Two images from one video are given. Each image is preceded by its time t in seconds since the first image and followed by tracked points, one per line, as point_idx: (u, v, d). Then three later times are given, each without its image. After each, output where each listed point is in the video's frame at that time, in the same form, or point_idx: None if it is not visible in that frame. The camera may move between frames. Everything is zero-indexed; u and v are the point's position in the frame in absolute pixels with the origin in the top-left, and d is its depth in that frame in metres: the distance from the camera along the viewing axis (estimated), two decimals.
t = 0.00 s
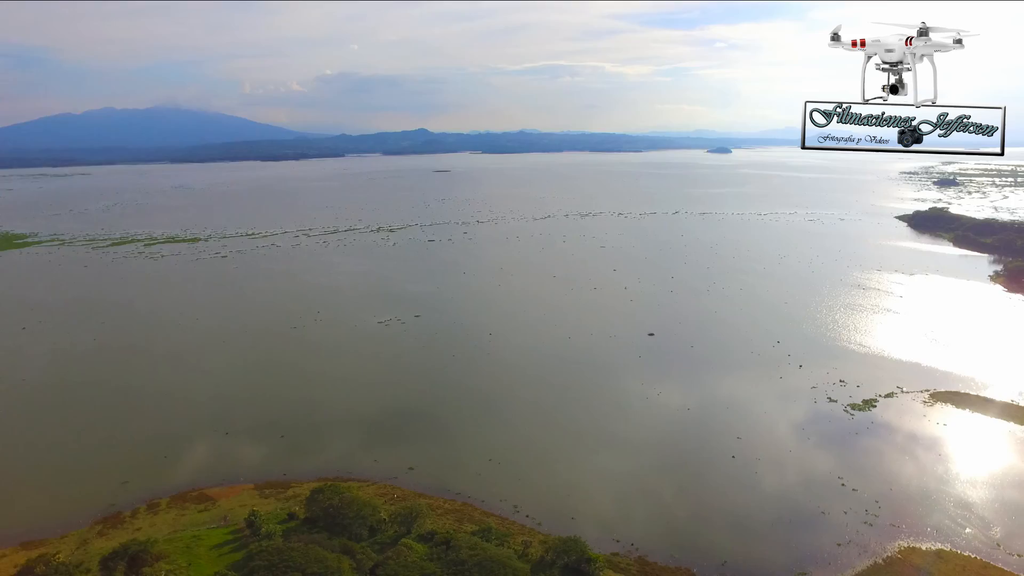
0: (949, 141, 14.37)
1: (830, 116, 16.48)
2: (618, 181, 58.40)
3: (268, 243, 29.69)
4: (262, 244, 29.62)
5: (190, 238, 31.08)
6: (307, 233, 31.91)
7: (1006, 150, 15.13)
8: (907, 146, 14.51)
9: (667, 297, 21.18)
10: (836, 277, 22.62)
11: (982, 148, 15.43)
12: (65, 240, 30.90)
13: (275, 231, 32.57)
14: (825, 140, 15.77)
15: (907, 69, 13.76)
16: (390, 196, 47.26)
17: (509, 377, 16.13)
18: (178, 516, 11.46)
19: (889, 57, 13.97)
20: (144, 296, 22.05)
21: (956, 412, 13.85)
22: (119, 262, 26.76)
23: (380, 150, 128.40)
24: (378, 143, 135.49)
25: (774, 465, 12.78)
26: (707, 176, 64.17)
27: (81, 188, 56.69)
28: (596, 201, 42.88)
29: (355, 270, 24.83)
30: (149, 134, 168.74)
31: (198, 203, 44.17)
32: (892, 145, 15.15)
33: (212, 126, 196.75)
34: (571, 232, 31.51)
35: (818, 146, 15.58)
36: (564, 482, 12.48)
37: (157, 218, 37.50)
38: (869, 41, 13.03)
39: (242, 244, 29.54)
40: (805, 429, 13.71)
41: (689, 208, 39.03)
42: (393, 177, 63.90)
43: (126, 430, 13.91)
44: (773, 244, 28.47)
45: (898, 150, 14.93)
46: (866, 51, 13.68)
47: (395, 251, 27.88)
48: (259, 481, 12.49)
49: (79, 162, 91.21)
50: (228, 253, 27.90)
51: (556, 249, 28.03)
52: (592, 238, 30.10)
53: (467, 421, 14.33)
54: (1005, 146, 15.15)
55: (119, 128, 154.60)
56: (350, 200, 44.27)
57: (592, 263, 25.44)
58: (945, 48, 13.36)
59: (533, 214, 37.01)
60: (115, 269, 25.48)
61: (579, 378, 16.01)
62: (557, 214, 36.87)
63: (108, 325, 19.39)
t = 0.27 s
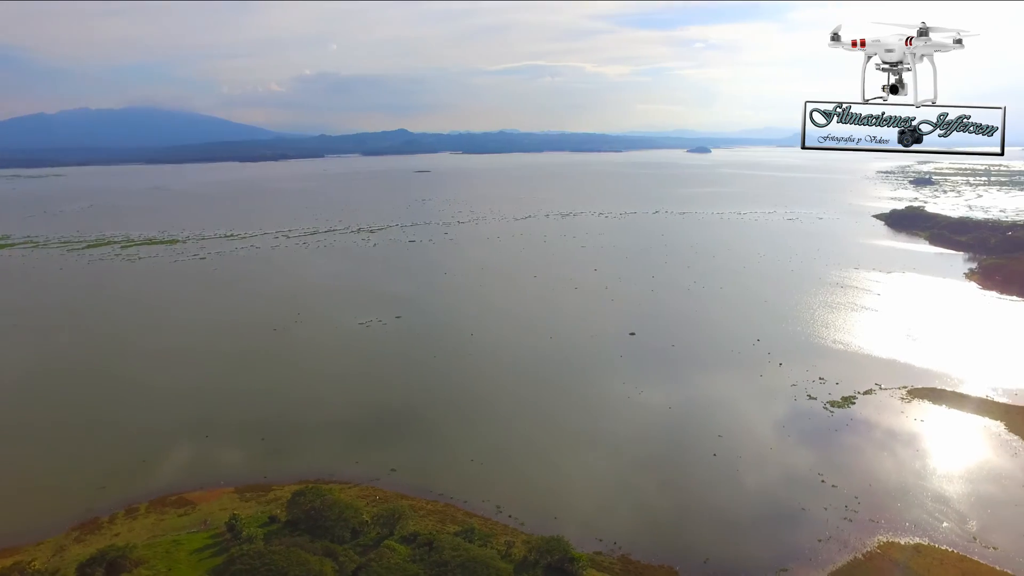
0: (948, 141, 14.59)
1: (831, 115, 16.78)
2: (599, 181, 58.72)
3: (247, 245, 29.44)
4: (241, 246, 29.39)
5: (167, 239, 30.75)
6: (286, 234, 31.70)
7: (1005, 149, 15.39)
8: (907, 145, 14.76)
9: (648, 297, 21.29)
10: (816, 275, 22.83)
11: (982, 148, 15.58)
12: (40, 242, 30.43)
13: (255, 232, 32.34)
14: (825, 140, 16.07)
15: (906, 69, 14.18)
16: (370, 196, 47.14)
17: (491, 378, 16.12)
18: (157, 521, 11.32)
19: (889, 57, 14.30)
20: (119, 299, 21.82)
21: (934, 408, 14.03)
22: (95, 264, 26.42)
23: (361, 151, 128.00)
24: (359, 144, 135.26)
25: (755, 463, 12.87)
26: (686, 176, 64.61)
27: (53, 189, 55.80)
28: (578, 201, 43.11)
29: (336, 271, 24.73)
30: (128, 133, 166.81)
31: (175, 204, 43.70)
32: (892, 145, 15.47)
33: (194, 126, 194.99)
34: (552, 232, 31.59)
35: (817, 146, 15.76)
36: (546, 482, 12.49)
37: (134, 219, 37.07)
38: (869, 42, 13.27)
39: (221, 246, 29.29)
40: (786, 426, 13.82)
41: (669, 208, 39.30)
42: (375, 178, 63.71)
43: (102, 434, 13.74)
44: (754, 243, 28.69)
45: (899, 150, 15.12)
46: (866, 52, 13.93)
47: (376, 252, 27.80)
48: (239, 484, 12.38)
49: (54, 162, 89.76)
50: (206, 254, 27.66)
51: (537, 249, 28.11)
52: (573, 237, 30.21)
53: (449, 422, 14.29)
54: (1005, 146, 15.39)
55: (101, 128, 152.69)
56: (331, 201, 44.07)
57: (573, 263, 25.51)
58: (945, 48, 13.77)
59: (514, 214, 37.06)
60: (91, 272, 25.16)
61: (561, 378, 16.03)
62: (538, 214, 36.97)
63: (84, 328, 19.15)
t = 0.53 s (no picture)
0: (947, 140, 14.78)
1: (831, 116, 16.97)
2: (578, 181, 59.04)
3: (223, 246, 29.15)
4: (217, 247, 29.11)
5: (141, 241, 30.36)
6: (263, 236, 31.45)
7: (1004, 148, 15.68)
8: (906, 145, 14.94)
9: (627, 296, 21.39)
10: (793, 274, 23.07)
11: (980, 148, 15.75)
12: (10, 245, 29.87)
13: (231, 233, 32.04)
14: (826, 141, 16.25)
15: (905, 70, 14.45)
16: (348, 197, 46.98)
17: (472, 378, 16.10)
18: (133, 527, 11.14)
19: (889, 57, 14.70)
20: (90, 302, 21.50)
21: (909, 404, 14.23)
22: (67, 266, 26.04)
23: (341, 151, 127.37)
24: (339, 145, 134.57)
25: (734, 460, 12.95)
26: (663, 175, 65.05)
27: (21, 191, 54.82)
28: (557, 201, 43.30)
29: (314, 272, 24.59)
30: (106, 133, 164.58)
31: (150, 206, 43.15)
32: (892, 146, 15.66)
33: (174, 127, 192.96)
34: (531, 232, 31.66)
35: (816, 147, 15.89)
36: (527, 482, 12.48)
37: (108, 221, 36.54)
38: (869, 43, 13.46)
39: (197, 248, 28.98)
40: (765, 424, 13.94)
41: (647, 208, 39.59)
42: (353, 179, 63.52)
43: (75, 439, 13.53)
44: (733, 242, 28.94)
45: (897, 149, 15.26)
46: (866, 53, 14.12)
47: (354, 253, 27.69)
48: (217, 488, 12.24)
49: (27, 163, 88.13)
50: (182, 256, 27.37)
51: (516, 249, 28.16)
52: (553, 237, 30.31)
53: (430, 423, 14.24)
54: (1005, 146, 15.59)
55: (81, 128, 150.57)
56: (309, 202, 43.82)
57: (553, 263, 25.58)
58: (944, 48, 14.18)
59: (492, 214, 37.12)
60: (64, 274, 24.79)
61: (542, 378, 16.04)
62: (517, 214, 37.06)
63: (55, 332, 18.84)
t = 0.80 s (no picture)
0: (947, 140, 14.78)
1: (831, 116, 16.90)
2: (557, 181, 59.27)
3: (198, 248, 28.93)
4: (192, 249, 28.80)
5: (115, 243, 29.97)
6: (239, 237, 31.17)
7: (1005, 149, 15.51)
8: (906, 146, 14.93)
9: (606, 296, 21.50)
10: (769, 273, 23.32)
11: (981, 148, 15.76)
12: None
13: (206, 235, 31.73)
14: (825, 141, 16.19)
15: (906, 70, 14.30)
16: (326, 198, 46.74)
17: (450, 379, 16.08)
18: (108, 533, 10.96)
19: (889, 57, 14.58)
20: (60, 305, 21.17)
21: (885, 400, 14.43)
22: (37, 269, 25.62)
23: (322, 151, 126.71)
24: (319, 145, 133.83)
25: (713, 458, 13.03)
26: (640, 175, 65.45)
27: None
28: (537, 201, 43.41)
29: (292, 274, 24.42)
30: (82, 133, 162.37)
31: (123, 207, 42.59)
32: (891, 145, 15.63)
33: (154, 127, 190.76)
34: (509, 233, 31.72)
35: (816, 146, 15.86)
36: (507, 482, 12.47)
37: (81, 222, 36.01)
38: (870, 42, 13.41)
39: (171, 250, 28.66)
40: (743, 421, 14.06)
41: (625, 207, 39.82)
42: (331, 179, 63.22)
43: (46, 445, 13.32)
44: (709, 241, 29.20)
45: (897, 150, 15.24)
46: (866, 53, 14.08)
47: (332, 254, 27.53)
48: (194, 492, 12.08)
49: None
50: (156, 258, 27.06)
51: (494, 249, 28.18)
52: (531, 238, 30.38)
53: (409, 425, 14.19)
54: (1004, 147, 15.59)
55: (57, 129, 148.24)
56: (287, 203, 43.50)
57: (531, 263, 25.63)
58: (944, 47, 14.02)
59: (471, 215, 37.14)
60: (35, 277, 24.38)
61: (521, 378, 16.05)
62: (495, 214, 37.09)
63: (25, 336, 18.53)
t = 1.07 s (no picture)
0: (948, 141, 14.62)
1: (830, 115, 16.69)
2: (536, 181, 59.36)
3: (174, 250, 28.62)
4: (167, 252, 28.49)
5: (88, 246, 29.57)
6: (215, 239, 30.87)
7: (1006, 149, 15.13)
8: (907, 146, 14.80)
9: (584, 295, 21.59)
10: (747, 271, 23.52)
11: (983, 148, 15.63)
12: None
13: (181, 237, 31.39)
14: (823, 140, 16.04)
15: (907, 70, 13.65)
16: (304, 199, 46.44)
17: (429, 380, 16.04)
18: (82, 541, 10.78)
19: (889, 57, 13.91)
20: (29, 310, 20.85)
21: (861, 397, 14.60)
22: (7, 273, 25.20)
23: (302, 151, 126.03)
24: (299, 145, 133.12)
25: (692, 456, 13.12)
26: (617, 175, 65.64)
27: None
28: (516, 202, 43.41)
29: (269, 276, 24.23)
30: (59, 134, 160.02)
31: (97, 209, 42.01)
32: (891, 145, 15.47)
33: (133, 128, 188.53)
34: (487, 233, 31.73)
35: (814, 146, 15.71)
36: (487, 483, 12.48)
37: (53, 225, 35.44)
38: (870, 41, 13.15)
39: (146, 252, 28.33)
40: (721, 419, 14.16)
41: (603, 207, 39.95)
42: (309, 180, 62.81)
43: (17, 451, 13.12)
44: (686, 240, 29.42)
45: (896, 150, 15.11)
46: (865, 51, 13.83)
47: (308, 256, 27.35)
48: (171, 498, 11.93)
49: None
50: (130, 261, 26.74)
51: (472, 250, 28.18)
52: (509, 238, 30.41)
53: (388, 427, 14.14)
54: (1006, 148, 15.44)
55: (35, 130, 146.06)
56: (265, 204, 43.17)
57: (510, 264, 25.67)
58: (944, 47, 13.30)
59: (449, 215, 37.09)
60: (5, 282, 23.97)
61: (501, 378, 16.07)
62: (472, 215, 37.03)
63: None
